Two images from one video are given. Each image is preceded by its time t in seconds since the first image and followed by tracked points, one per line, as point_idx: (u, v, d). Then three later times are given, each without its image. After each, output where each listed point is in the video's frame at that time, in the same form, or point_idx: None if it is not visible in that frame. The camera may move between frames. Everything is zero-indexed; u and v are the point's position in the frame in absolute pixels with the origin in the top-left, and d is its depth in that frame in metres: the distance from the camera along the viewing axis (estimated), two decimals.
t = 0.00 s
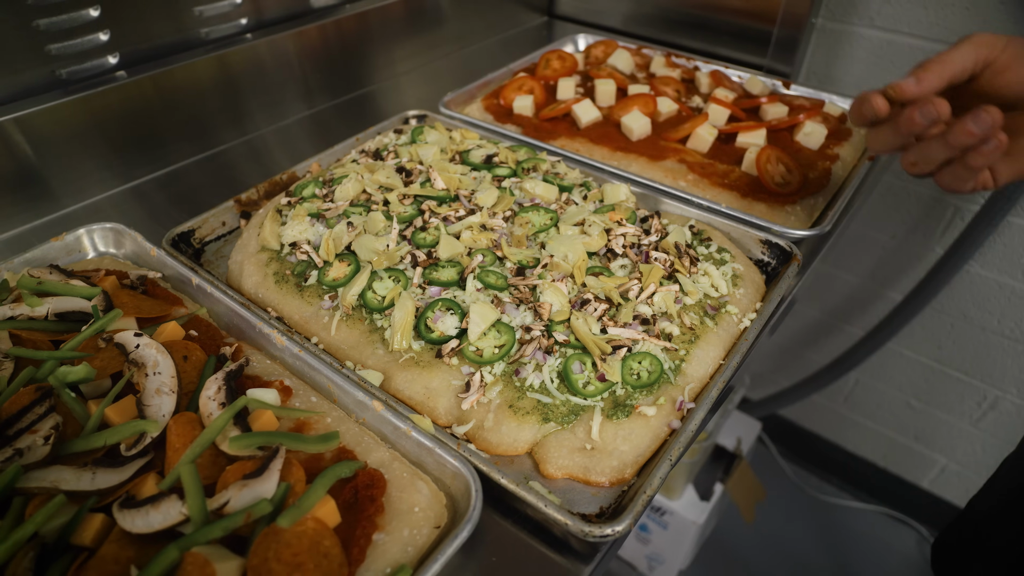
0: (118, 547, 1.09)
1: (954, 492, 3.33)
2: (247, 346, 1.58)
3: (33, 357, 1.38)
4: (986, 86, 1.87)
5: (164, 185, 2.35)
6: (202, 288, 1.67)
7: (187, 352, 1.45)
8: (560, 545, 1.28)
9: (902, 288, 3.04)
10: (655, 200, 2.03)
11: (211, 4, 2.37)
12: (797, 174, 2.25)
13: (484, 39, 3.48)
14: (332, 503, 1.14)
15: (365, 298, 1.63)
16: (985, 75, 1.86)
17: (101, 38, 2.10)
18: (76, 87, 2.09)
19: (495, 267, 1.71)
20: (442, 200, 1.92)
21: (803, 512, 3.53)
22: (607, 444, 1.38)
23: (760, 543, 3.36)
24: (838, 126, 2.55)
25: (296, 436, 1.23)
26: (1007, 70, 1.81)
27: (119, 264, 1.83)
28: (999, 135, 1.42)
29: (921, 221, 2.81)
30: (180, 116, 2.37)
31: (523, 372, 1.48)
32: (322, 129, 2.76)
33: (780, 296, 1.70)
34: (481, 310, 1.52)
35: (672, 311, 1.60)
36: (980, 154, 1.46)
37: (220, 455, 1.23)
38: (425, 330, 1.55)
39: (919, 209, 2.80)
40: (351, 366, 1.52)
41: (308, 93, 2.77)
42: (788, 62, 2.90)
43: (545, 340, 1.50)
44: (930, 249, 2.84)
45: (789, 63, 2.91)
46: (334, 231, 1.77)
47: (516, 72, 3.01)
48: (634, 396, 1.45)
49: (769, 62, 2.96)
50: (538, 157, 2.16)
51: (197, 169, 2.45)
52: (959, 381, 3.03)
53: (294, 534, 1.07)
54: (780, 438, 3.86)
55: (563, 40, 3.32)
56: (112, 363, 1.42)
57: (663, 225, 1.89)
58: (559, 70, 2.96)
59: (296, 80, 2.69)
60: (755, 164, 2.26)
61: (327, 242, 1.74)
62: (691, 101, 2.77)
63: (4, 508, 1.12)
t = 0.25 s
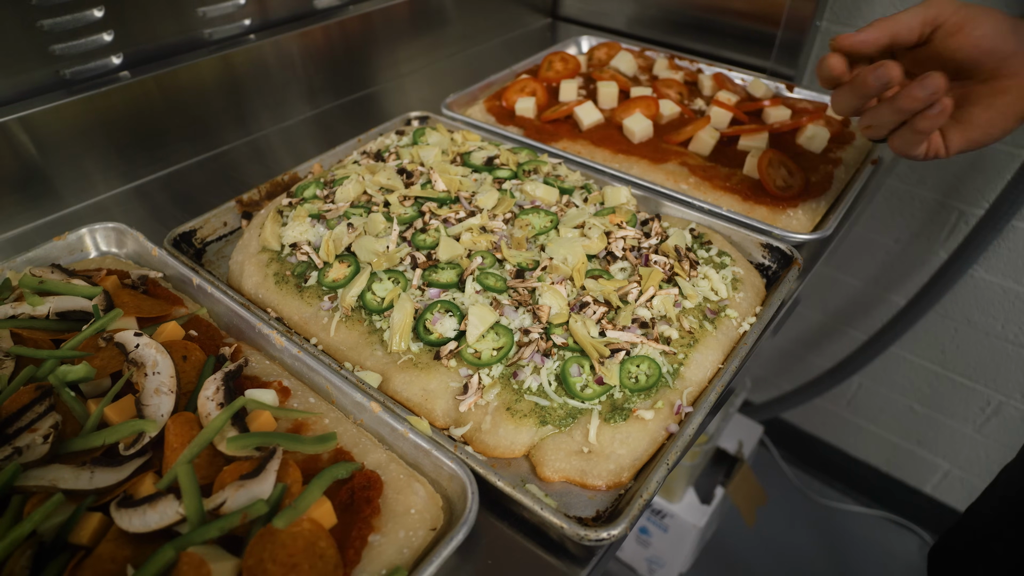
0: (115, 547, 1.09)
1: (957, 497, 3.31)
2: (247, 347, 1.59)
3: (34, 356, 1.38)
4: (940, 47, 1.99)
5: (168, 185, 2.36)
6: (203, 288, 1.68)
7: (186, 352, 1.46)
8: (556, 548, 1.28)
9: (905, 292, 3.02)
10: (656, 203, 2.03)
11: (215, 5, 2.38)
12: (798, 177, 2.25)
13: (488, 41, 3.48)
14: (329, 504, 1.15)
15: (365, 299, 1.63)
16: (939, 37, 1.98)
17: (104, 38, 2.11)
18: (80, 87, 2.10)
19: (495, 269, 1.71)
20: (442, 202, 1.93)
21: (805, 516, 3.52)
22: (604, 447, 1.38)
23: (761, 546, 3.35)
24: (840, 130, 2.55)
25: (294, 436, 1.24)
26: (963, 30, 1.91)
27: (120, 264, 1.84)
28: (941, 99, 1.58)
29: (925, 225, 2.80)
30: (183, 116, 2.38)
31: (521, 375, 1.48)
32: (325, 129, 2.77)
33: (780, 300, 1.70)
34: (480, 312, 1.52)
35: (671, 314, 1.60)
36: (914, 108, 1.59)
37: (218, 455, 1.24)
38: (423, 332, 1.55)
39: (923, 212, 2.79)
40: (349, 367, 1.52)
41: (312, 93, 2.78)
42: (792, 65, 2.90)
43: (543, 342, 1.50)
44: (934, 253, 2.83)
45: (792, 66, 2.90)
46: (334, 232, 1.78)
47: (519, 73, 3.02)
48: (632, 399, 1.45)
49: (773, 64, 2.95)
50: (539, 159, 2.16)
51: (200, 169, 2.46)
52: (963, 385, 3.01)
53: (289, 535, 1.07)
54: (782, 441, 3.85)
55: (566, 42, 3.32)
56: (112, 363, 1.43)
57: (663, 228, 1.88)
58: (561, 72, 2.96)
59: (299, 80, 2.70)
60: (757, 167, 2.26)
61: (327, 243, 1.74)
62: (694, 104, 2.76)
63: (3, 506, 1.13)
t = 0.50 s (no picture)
0: (110, 544, 1.10)
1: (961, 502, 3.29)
2: (246, 346, 1.59)
3: (34, 353, 1.39)
4: (926, 42, 2.04)
5: (171, 183, 2.37)
6: (203, 287, 1.68)
7: (185, 350, 1.46)
8: (551, 550, 1.27)
9: (910, 296, 3.01)
10: (657, 205, 2.02)
11: (218, 5, 2.38)
12: (801, 179, 2.24)
13: (492, 41, 3.48)
14: (324, 504, 1.15)
15: (364, 299, 1.63)
16: (924, 33, 2.04)
17: (108, 37, 2.12)
18: (84, 86, 2.11)
19: (494, 270, 1.71)
20: (443, 202, 1.93)
21: (807, 519, 3.50)
22: (601, 449, 1.37)
23: (763, 550, 3.34)
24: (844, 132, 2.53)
25: (291, 436, 1.24)
26: (945, 27, 1.98)
27: (121, 262, 1.85)
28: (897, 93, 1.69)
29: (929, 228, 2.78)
30: (187, 115, 2.39)
31: (518, 376, 1.47)
32: (328, 129, 2.77)
33: (781, 303, 1.69)
34: (478, 313, 1.52)
35: (670, 316, 1.60)
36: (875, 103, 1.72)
37: (214, 454, 1.24)
38: (422, 332, 1.55)
39: (928, 216, 2.78)
40: (347, 367, 1.52)
41: (315, 93, 2.78)
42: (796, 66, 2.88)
43: (542, 344, 1.50)
44: (938, 257, 2.82)
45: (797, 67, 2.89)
46: (334, 232, 1.78)
47: (522, 74, 3.01)
48: (629, 401, 1.45)
49: (777, 66, 2.94)
50: (540, 160, 2.16)
51: (203, 167, 2.47)
52: (967, 390, 2.99)
53: (284, 534, 1.07)
54: (785, 444, 3.83)
55: (569, 43, 3.32)
56: (111, 361, 1.43)
57: (664, 230, 1.88)
58: (564, 73, 2.96)
59: (303, 79, 2.71)
60: (759, 169, 2.25)
61: (327, 243, 1.75)
62: (697, 105, 2.75)
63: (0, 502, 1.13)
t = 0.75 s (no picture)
0: (102, 545, 1.10)
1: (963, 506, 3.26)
2: (242, 346, 1.59)
3: (29, 353, 1.39)
4: (938, 14, 2.03)
5: (171, 183, 2.37)
6: (200, 287, 1.68)
7: (181, 350, 1.46)
8: (545, 554, 1.27)
9: (913, 298, 2.99)
10: (656, 206, 2.01)
11: (219, 4, 2.38)
12: (801, 181, 2.22)
13: (494, 42, 3.48)
14: (316, 506, 1.14)
15: (360, 300, 1.63)
16: (937, 5, 2.02)
17: (108, 37, 2.12)
18: (84, 85, 2.11)
19: (491, 271, 1.70)
20: (441, 203, 1.92)
21: (809, 522, 3.48)
22: (596, 452, 1.36)
23: (763, 553, 3.32)
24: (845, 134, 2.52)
25: (286, 437, 1.24)
26: None
27: (120, 262, 1.85)
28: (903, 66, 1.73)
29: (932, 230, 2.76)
30: (187, 115, 2.39)
31: (513, 378, 1.47)
32: (329, 129, 2.76)
33: (779, 305, 1.68)
34: (474, 314, 1.52)
35: (667, 319, 1.59)
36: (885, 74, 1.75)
37: (208, 455, 1.23)
38: (418, 333, 1.55)
39: (931, 218, 2.76)
40: (343, 368, 1.52)
41: (317, 93, 2.78)
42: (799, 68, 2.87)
43: (537, 346, 1.50)
44: (941, 260, 2.80)
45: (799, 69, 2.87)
46: (332, 233, 1.78)
47: (523, 75, 3.01)
48: (625, 404, 1.44)
49: (780, 67, 2.92)
50: (539, 161, 2.15)
51: (204, 167, 2.47)
52: (970, 393, 2.98)
53: (276, 537, 1.07)
54: (786, 447, 3.81)
55: (571, 44, 3.31)
56: (107, 361, 1.43)
57: (662, 232, 1.86)
58: (565, 74, 2.95)
59: (305, 79, 2.70)
60: (759, 170, 2.24)
61: (324, 243, 1.75)
62: (698, 107, 2.74)
63: None
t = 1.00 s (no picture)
0: (93, 549, 1.09)
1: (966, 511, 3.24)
2: (238, 348, 1.58)
3: (24, 354, 1.39)
4: (965, 75, 2.02)
5: (170, 183, 2.37)
6: (197, 288, 1.68)
7: (176, 352, 1.46)
8: (540, 559, 1.25)
9: (916, 302, 2.97)
10: (656, 208, 2.00)
11: (219, 5, 2.38)
12: (802, 184, 2.21)
13: (496, 43, 3.47)
14: (309, 510, 1.14)
15: (357, 302, 1.62)
16: (963, 67, 2.01)
17: (107, 38, 2.12)
18: (83, 85, 2.11)
19: (489, 274, 1.69)
20: (439, 205, 1.92)
21: (810, 526, 3.46)
22: (593, 457, 1.35)
23: (764, 557, 3.30)
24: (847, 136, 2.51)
25: (280, 440, 1.23)
26: (985, 60, 1.95)
27: (117, 263, 1.84)
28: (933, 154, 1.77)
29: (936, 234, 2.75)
30: (186, 115, 2.39)
31: (510, 382, 1.46)
32: (329, 130, 2.75)
33: (778, 309, 1.67)
34: (471, 317, 1.51)
35: (665, 322, 1.58)
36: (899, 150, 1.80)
37: (201, 458, 1.22)
38: (414, 336, 1.54)
39: (934, 221, 2.74)
40: (339, 370, 1.51)
41: (317, 93, 2.77)
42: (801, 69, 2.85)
43: (534, 349, 1.49)
44: (945, 263, 2.78)
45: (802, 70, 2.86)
46: (329, 234, 1.77)
47: (524, 76, 3.00)
48: (622, 408, 1.43)
49: (782, 69, 2.91)
50: (538, 162, 2.15)
51: (205, 167, 2.47)
52: (973, 397, 2.95)
53: (268, 540, 1.06)
54: (788, 450, 3.80)
55: (573, 44, 3.30)
56: (102, 362, 1.43)
57: (662, 234, 1.85)
58: (566, 75, 2.94)
59: (306, 79, 2.70)
60: (760, 173, 2.22)
61: (322, 245, 1.74)
62: (699, 108, 2.73)
63: None
